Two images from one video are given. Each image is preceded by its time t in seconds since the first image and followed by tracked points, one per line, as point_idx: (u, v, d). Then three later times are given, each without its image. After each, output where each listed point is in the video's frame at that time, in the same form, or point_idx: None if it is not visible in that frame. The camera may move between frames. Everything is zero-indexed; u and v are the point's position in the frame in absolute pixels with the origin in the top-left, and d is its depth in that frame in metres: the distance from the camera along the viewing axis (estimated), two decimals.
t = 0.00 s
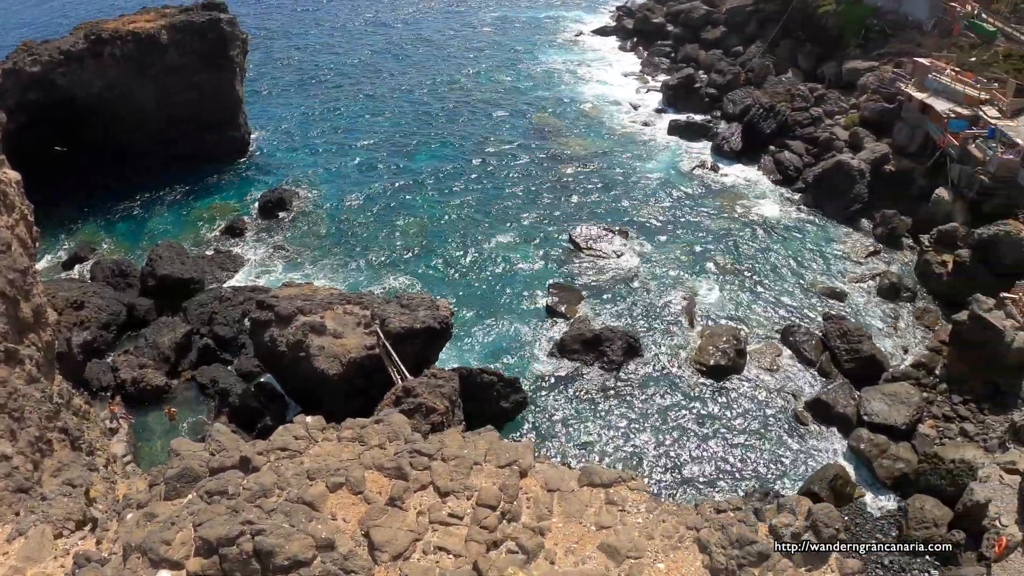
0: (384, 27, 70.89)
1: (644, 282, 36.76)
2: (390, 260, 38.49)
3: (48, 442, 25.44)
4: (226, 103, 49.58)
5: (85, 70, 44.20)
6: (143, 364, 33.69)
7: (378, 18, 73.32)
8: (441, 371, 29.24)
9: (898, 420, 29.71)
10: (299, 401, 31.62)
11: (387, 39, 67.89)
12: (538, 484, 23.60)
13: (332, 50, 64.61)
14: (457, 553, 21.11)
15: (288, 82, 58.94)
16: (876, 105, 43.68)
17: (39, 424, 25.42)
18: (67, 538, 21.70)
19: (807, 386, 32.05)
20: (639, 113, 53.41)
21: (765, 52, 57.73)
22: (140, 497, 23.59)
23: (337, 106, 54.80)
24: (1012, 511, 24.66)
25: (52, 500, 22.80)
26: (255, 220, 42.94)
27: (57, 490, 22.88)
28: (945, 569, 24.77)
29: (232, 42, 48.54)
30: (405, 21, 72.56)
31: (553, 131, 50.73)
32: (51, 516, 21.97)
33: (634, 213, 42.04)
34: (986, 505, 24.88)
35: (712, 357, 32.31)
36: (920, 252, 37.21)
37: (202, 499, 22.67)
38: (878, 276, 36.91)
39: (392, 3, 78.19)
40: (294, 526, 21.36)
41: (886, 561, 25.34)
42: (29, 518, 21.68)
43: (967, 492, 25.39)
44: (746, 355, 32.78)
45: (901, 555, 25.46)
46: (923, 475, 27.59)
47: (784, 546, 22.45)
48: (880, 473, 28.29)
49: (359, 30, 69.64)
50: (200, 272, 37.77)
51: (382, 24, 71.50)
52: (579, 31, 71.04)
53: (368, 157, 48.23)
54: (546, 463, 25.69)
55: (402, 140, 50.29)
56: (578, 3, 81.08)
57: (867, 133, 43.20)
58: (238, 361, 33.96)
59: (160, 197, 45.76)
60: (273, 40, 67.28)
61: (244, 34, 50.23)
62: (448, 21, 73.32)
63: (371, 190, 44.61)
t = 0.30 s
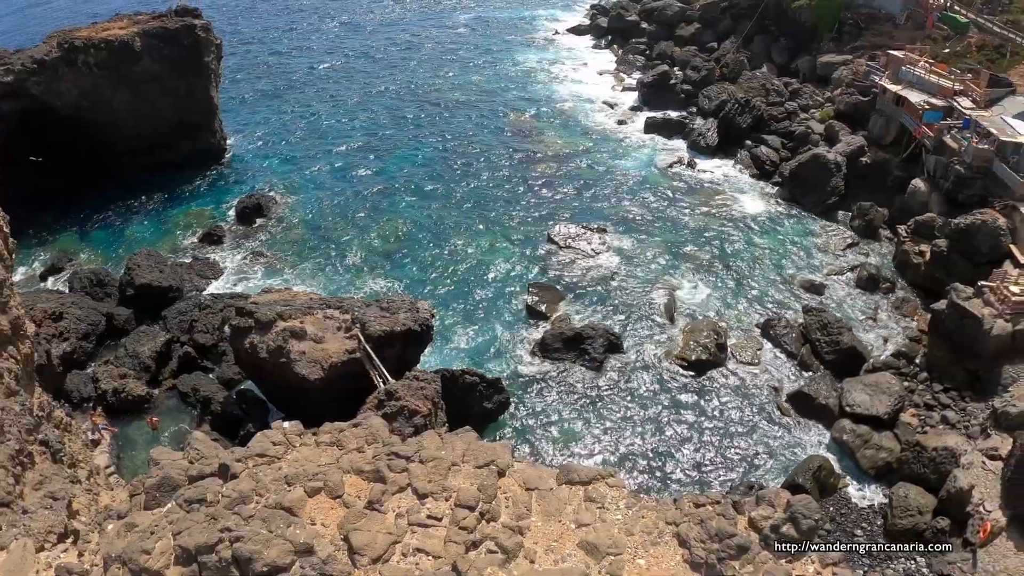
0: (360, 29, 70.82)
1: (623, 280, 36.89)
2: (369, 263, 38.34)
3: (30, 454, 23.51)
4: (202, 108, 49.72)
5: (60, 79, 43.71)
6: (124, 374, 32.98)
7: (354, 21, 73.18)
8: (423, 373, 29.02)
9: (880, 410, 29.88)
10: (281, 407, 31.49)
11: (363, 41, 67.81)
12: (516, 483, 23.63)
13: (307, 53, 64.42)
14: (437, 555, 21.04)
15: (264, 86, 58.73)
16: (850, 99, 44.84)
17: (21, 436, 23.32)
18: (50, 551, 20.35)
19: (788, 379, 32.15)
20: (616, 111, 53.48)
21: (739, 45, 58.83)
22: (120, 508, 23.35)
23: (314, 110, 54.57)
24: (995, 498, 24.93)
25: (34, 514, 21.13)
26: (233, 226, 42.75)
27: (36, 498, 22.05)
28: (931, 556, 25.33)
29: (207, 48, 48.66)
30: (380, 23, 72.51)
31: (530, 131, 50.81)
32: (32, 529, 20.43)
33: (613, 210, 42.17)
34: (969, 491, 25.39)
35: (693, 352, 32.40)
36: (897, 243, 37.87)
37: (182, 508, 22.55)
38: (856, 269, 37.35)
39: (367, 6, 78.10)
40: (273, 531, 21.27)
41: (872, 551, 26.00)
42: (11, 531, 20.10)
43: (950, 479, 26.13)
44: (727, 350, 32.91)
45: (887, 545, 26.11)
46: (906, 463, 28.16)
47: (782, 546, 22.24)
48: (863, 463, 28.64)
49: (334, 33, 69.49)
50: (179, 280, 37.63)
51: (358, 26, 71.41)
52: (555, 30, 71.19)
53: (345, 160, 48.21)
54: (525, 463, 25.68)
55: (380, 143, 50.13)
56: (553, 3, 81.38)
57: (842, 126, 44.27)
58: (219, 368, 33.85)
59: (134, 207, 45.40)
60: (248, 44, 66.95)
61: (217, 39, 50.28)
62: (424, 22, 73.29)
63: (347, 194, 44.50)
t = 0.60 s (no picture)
0: (334, 32, 70.53)
1: (601, 277, 36.91)
2: (347, 267, 38.10)
3: (10, 467, 22.99)
4: (177, 115, 49.26)
5: (33, 87, 43.63)
6: (104, 384, 32.64)
7: (328, 24, 72.88)
8: (404, 375, 28.95)
9: (861, 401, 30.08)
10: (263, 414, 31.36)
11: (337, 43, 67.52)
12: (495, 483, 23.61)
13: (282, 58, 64.14)
14: (416, 557, 20.95)
15: (238, 91, 58.35)
16: (825, 93, 45.43)
17: None
18: (31, 565, 20.14)
19: (767, 371, 32.22)
20: (592, 110, 53.50)
21: (714, 43, 58.55)
22: (99, 519, 23.09)
23: (291, 115, 54.25)
24: (976, 483, 26.41)
25: (13, 526, 20.81)
26: (208, 231, 42.40)
27: (16, 511, 21.80)
28: (915, 542, 25.68)
29: (180, 54, 48.25)
30: (355, 26, 72.24)
31: (506, 130, 50.79)
32: (11, 542, 20.23)
33: (591, 209, 42.22)
34: (952, 478, 26.07)
35: (673, 347, 32.47)
36: (874, 234, 38.26)
37: (160, 517, 22.36)
38: (834, 261, 37.67)
39: (341, 9, 77.81)
40: (252, 537, 21.17)
41: (857, 539, 26.12)
42: None
43: (932, 467, 26.55)
44: (707, 344, 32.95)
45: (872, 534, 26.35)
46: (888, 453, 28.36)
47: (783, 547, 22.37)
48: (846, 454, 28.72)
49: (308, 36, 69.19)
50: (157, 288, 37.41)
51: (333, 30, 71.14)
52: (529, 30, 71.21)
53: (320, 163, 48.03)
54: (503, 462, 25.65)
55: (357, 146, 49.90)
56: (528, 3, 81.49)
57: (818, 119, 44.73)
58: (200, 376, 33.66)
59: (112, 216, 45.02)
60: (222, 49, 66.52)
61: (192, 46, 49.99)
62: (399, 24, 73.08)
63: (321, 199, 44.27)
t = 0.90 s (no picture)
0: (301, 37, 69.99)
1: (576, 276, 37.00)
2: (321, 274, 37.78)
3: None
4: (146, 123, 48.84)
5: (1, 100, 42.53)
6: (81, 399, 32.03)
7: (293, 29, 72.26)
8: (382, 380, 28.78)
9: (839, 390, 30.53)
10: (243, 423, 31.25)
11: (305, 48, 67.06)
12: (477, 486, 23.73)
13: (250, 64, 63.58)
14: (402, 563, 20.97)
15: (205, 98, 57.64)
16: (795, 86, 46.32)
17: None
18: None
19: (744, 365, 32.56)
20: (562, 108, 53.61)
21: (683, 38, 59.10)
22: (80, 536, 22.80)
23: (261, 121, 53.82)
24: (956, 467, 27.08)
25: None
26: (181, 241, 41.99)
27: None
28: (897, 529, 26.28)
29: (148, 62, 47.94)
30: (322, 30, 71.78)
31: (478, 131, 50.79)
32: None
33: (565, 208, 42.31)
34: (933, 463, 26.97)
35: (651, 343, 32.74)
36: (848, 225, 39.14)
37: (143, 532, 22.19)
38: (807, 252, 38.24)
39: (307, 13, 77.21)
40: (236, 550, 21.10)
41: (841, 527, 26.61)
42: None
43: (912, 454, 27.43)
44: (684, 339, 33.22)
45: (854, 521, 26.83)
46: (868, 440, 29.00)
47: (781, 546, 22.63)
48: (826, 443, 29.18)
49: (275, 42, 68.60)
50: (132, 300, 37.08)
51: (300, 34, 70.61)
52: (498, 30, 71.19)
53: (290, 169, 47.63)
54: (485, 465, 25.76)
55: (328, 150, 49.61)
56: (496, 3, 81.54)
57: (787, 113, 45.67)
58: (178, 388, 33.43)
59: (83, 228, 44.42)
60: (188, 56, 65.70)
61: (159, 53, 49.49)
62: (366, 27, 72.71)
63: (292, 205, 43.91)
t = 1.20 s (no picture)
0: (264, 43, 69.21)
1: (548, 276, 37.10)
2: (292, 280, 37.40)
3: None
4: (112, 133, 48.10)
5: None
6: (54, 415, 31.36)
7: (256, 35, 71.46)
8: (356, 385, 28.77)
9: (813, 379, 31.15)
10: (218, 434, 31.17)
11: (267, 53, 66.41)
12: (459, 489, 23.80)
13: (213, 70, 62.82)
14: (388, 570, 20.97)
15: (168, 106, 56.78)
16: (760, 80, 46.94)
17: None
18: None
19: (717, 359, 32.93)
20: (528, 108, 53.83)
21: (648, 35, 59.49)
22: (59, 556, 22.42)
23: (226, 127, 53.20)
24: (930, 452, 27.90)
25: None
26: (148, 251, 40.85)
27: None
28: (876, 514, 26.85)
29: (112, 72, 47.25)
30: (285, 35, 71.08)
31: (445, 133, 50.71)
32: None
33: (535, 207, 42.39)
34: (908, 448, 27.63)
35: (625, 339, 33.01)
36: (816, 215, 39.87)
37: (125, 550, 21.90)
38: (776, 244, 38.87)
39: (269, 19, 76.36)
40: (220, 564, 20.99)
41: (819, 514, 27.14)
42: None
43: (887, 439, 28.06)
44: (657, 334, 33.52)
45: (833, 508, 27.33)
46: (843, 428, 29.63)
47: (783, 545, 22.70)
48: (802, 432, 29.76)
49: (237, 48, 67.85)
50: (103, 313, 36.54)
51: (263, 40, 69.82)
52: (462, 31, 71.09)
53: (259, 174, 47.05)
54: (465, 468, 25.83)
55: (295, 154, 49.18)
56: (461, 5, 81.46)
57: (753, 106, 46.20)
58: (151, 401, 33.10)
59: (51, 241, 43.74)
60: (149, 64, 64.73)
61: (123, 63, 48.89)
62: (329, 31, 72.16)
63: (261, 209, 43.39)
